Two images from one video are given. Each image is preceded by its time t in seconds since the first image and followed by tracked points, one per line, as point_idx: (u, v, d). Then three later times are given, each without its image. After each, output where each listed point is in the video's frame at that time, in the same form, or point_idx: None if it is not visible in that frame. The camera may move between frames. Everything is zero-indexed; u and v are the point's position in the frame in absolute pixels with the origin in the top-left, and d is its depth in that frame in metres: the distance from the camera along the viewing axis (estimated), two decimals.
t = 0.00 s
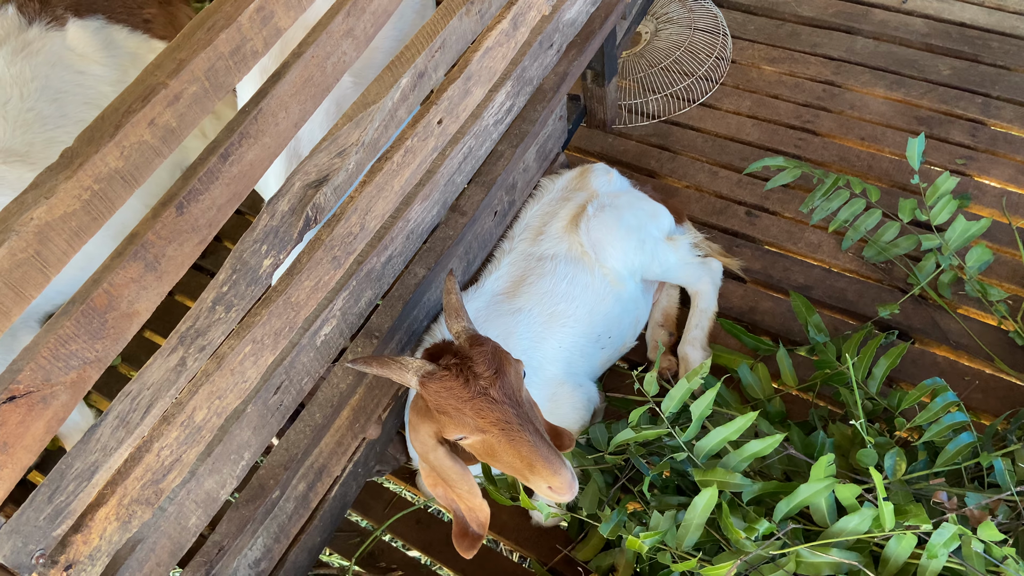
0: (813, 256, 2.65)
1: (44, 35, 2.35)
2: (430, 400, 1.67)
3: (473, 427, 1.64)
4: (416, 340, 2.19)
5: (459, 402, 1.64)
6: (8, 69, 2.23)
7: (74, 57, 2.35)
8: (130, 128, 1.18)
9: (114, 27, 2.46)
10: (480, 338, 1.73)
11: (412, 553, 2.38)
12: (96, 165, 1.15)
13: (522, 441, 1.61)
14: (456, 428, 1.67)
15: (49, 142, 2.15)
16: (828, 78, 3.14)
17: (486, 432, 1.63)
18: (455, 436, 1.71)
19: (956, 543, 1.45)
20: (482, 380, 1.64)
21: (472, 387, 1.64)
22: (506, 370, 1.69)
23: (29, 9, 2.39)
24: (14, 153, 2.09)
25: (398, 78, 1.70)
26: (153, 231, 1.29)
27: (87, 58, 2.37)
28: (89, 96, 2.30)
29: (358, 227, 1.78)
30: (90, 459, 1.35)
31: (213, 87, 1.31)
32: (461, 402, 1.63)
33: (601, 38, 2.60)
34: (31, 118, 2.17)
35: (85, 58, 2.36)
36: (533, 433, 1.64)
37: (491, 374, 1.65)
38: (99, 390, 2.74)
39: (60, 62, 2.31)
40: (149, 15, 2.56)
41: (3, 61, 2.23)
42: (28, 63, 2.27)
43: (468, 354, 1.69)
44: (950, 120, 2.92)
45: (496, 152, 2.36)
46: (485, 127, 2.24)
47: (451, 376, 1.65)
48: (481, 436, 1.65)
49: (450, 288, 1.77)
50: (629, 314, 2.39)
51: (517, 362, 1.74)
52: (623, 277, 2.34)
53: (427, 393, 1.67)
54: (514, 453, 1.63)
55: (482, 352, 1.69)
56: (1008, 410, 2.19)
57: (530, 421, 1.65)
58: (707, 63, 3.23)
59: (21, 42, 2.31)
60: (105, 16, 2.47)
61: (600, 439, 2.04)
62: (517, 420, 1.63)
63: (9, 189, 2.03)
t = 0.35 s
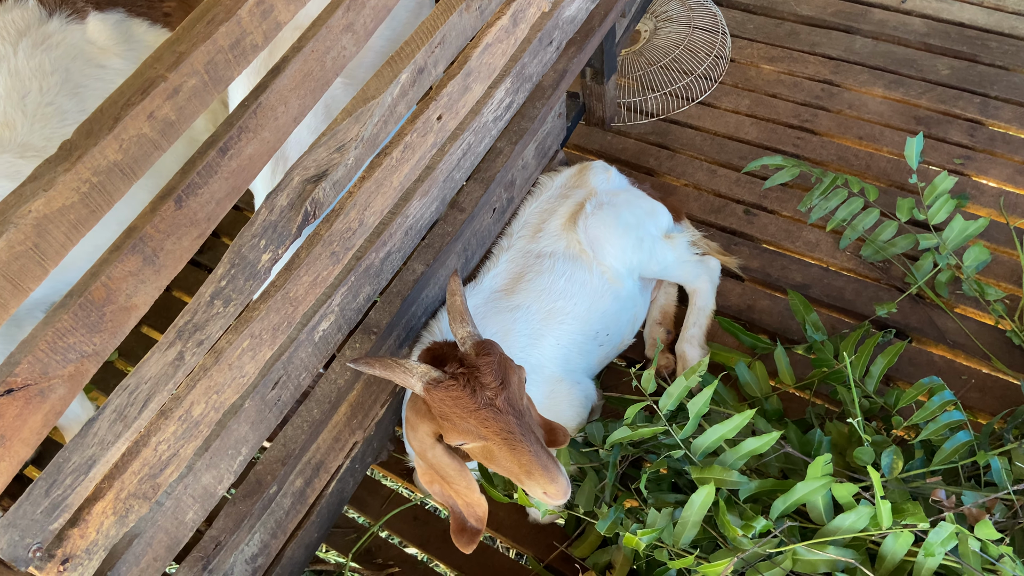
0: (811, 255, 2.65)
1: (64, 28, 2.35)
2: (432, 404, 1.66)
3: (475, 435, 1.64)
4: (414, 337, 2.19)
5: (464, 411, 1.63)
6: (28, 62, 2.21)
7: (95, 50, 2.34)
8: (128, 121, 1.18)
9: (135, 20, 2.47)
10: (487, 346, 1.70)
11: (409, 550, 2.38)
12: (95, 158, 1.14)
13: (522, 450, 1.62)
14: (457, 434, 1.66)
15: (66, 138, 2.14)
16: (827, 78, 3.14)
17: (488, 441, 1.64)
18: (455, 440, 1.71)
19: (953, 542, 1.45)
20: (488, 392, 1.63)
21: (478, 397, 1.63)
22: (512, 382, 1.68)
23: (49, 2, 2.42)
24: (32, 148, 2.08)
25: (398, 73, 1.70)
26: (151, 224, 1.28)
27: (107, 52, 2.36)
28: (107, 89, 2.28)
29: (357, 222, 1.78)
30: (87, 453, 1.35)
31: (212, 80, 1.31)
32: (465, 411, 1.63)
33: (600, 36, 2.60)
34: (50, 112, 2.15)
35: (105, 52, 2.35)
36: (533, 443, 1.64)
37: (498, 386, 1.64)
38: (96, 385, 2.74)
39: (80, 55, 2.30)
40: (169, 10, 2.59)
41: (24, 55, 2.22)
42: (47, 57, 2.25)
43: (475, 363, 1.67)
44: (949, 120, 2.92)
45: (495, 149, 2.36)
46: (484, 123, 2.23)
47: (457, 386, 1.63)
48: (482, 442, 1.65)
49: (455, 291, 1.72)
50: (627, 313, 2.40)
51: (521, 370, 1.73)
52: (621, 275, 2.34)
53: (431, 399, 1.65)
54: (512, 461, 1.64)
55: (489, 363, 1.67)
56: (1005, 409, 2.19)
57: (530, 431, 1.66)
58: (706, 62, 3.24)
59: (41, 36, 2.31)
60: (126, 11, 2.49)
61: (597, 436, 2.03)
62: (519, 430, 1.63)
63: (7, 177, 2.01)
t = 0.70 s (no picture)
0: (806, 254, 2.66)
1: (73, 31, 2.35)
2: (427, 404, 1.66)
3: (469, 435, 1.64)
4: (408, 335, 2.19)
5: (459, 412, 1.62)
6: (34, 65, 2.20)
7: (102, 54, 2.34)
8: (121, 117, 1.17)
9: (143, 22, 2.46)
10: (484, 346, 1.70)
11: (403, 548, 2.38)
12: (87, 155, 1.13)
13: (515, 451, 1.62)
14: (451, 434, 1.66)
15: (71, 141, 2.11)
16: (822, 77, 3.15)
17: (482, 442, 1.64)
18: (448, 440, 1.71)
19: (940, 538, 1.46)
20: (484, 393, 1.63)
21: (475, 398, 1.62)
22: (507, 384, 1.68)
23: (57, 4, 2.46)
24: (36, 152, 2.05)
25: (393, 71, 1.70)
26: (144, 222, 1.28)
27: (114, 54, 2.35)
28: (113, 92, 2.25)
29: (351, 221, 1.78)
30: (79, 451, 1.34)
31: (205, 77, 1.30)
32: (461, 412, 1.62)
33: (596, 34, 2.60)
34: (55, 115, 2.12)
35: (113, 55, 2.34)
36: (526, 444, 1.65)
37: (494, 387, 1.64)
38: (89, 382, 2.73)
39: (87, 57, 2.29)
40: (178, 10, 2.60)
41: (31, 58, 2.21)
42: (54, 60, 2.24)
43: (471, 363, 1.67)
44: (944, 120, 2.93)
45: (491, 147, 2.36)
46: (479, 121, 2.23)
47: (453, 387, 1.63)
48: (476, 443, 1.65)
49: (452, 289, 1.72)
50: (621, 312, 2.40)
51: (517, 372, 1.73)
52: (616, 274, 2.34)
53: (426, 399, 1.65)
54: (504, 462, 1.64)
55: (486, 364, 1.66)
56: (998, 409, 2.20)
57: (524, 433, 1.67)
58: (702, 61, 3.24)
59: (48, 38, 2.31)
60: (135, 13, 2.49)
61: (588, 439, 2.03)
62: (514, 431, 1.64)
63: (5, 181, 1.98)
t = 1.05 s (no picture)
0: (801, 252, 2.66)
1: (65, 26, 2.32)
2: (425, 402, 1.65)
3: (467, 433, 1.64)
4: (404, 333, 2.19)
5: (457, 410, 1.62)
6: (28, 61, 2.18)
7: (96, 49, 2.33)
8: (116, 113, 1.16)
9: (137, 18, 2.45)
10: (482, 345, 1.70)
11: (400, 546, 2.38)
12: (81, 151, 1.13)
13: (512, 450, 1.62)
14: (449, 432, 1.66)
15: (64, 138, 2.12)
16: (818, 75, 3.15)
17: (480, 441, 1.64)
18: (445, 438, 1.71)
19: (936, 541, 1.48)
20: (483, 392, 1.63)
21: (473, 397, 1.62)
22: (505, 384, 1.68)
23: None
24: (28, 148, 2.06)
25: (389, 68, 1.69)
26: (139, 218, 1.27)
27: (108, 50, 2.35)
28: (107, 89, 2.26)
29: (347, 217, 1.77)
30: (73, 448, 1.33)
31: (201, 73, 1.29)
32: (459, 411, 1.62)
33: (593, 31, 2.60)
34: (48, 111, 2.13)
35: (106, 50, 2.35)
36: (524, 443, 1.65)
37: (492, 386, 1.64)
38: (85, 379, 2.72)
39: (81, 53, 2.29)
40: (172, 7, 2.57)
41: (24, 53, 2.19)
42: (48, 55, 2.22)
43: (469, 362, 1.67)
44: (940, 118, 2.94)
45: (487, 144, 2.36)
46: (476, 118, 2.23)
47: (452, 385, 1.62)
48: (473, 441, 1.65)
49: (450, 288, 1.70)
50: (617, 309, 2.40)
51: (514, 371, 1.73)
52: (612, 272, 2.34)
53: (423, 397, 1.64)
54: (501, 460, 1.64)
55: (484, 363, 1.66)
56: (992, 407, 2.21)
57: (521, 432, 1.67)
58: (698, 58, 3.24)
59: (41, 34, 2.27)
60: (128, 9, 2.47)
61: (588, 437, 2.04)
62: (511, 430, 1.64)
63: None
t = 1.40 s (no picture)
0: (799, 250, 2.67)
1: (48, 30, 2.30)
2: (420, 400, 1.66)
3: (463, 431, 1.64)
4: (402, 331, 2.19)
5: (453, 408, 1.62)
6: (7, 63, 2.18)
7: (77, 52, 2.31)
8: (112, 111, 1.16)
9: (121, 22, 2.41)
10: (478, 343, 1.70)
11: (397, 543, 2.38)
12: (78, 148, 1.12)
13: (507, 449, 1.63)
14: (445, 429, 1.66)
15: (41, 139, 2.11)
16: (816, 73, 3.15)
17: (475, 439, 1.64)
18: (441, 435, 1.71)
19: (934, 538, 1.47)
20: (478, 389, 1.63)
21: (469, 395, 1.63)
22: (501, 381, 1.68)
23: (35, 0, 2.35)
24: (6, 150, 2.07)
25: (386, 65, 1.69)
26: (136, 216, 1.27)
27: (90, 53, 2.32)
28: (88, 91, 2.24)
29: (344, 215, 1.77)
30: (70, 446, 1.33)
31: (198, 70, 1.28)
32: (454, 408, 1.62)
33: (591, 29, 2.60)
34: (26, 113, 2.12)
35: (88, 53, 2.32)
36: (519, 441, 1.65)
37: (488, 384, 1.64)
38: (82, 377, 2.72)
39: (63, 56, 2.27)
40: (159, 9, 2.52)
41: (4, 55, 2.20)
42: (29, 58, 2.22)
43: (465, 359, 1.67)
44: (937, 115, 2.94)
45: (485, 142, 2.35)
46: (473, 116, 2.22)
47: (447, 383, 1.63)
48: (469, 439, 1.65)
49: (446, 286, 1.70)
50: (615, 307, 2.40)
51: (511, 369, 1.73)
52: (610, 270, 2.34)
53: (419, 395, 1.65)
54: (496, 459, 1.64)
55: (479, 360, 1.67)
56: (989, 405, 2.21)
57: (517, 429, 1.67)
58: (696, 56, 3.24)
59: (23, 36, 2.27)
60: (113, 11, 2.43)
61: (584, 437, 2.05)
62: (507, 428, 1.64)
63: None
